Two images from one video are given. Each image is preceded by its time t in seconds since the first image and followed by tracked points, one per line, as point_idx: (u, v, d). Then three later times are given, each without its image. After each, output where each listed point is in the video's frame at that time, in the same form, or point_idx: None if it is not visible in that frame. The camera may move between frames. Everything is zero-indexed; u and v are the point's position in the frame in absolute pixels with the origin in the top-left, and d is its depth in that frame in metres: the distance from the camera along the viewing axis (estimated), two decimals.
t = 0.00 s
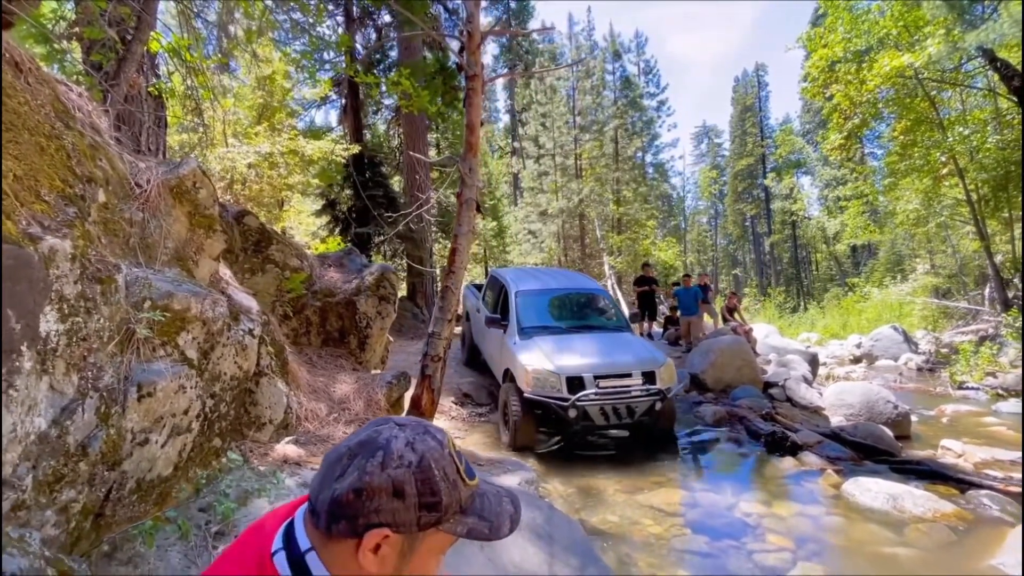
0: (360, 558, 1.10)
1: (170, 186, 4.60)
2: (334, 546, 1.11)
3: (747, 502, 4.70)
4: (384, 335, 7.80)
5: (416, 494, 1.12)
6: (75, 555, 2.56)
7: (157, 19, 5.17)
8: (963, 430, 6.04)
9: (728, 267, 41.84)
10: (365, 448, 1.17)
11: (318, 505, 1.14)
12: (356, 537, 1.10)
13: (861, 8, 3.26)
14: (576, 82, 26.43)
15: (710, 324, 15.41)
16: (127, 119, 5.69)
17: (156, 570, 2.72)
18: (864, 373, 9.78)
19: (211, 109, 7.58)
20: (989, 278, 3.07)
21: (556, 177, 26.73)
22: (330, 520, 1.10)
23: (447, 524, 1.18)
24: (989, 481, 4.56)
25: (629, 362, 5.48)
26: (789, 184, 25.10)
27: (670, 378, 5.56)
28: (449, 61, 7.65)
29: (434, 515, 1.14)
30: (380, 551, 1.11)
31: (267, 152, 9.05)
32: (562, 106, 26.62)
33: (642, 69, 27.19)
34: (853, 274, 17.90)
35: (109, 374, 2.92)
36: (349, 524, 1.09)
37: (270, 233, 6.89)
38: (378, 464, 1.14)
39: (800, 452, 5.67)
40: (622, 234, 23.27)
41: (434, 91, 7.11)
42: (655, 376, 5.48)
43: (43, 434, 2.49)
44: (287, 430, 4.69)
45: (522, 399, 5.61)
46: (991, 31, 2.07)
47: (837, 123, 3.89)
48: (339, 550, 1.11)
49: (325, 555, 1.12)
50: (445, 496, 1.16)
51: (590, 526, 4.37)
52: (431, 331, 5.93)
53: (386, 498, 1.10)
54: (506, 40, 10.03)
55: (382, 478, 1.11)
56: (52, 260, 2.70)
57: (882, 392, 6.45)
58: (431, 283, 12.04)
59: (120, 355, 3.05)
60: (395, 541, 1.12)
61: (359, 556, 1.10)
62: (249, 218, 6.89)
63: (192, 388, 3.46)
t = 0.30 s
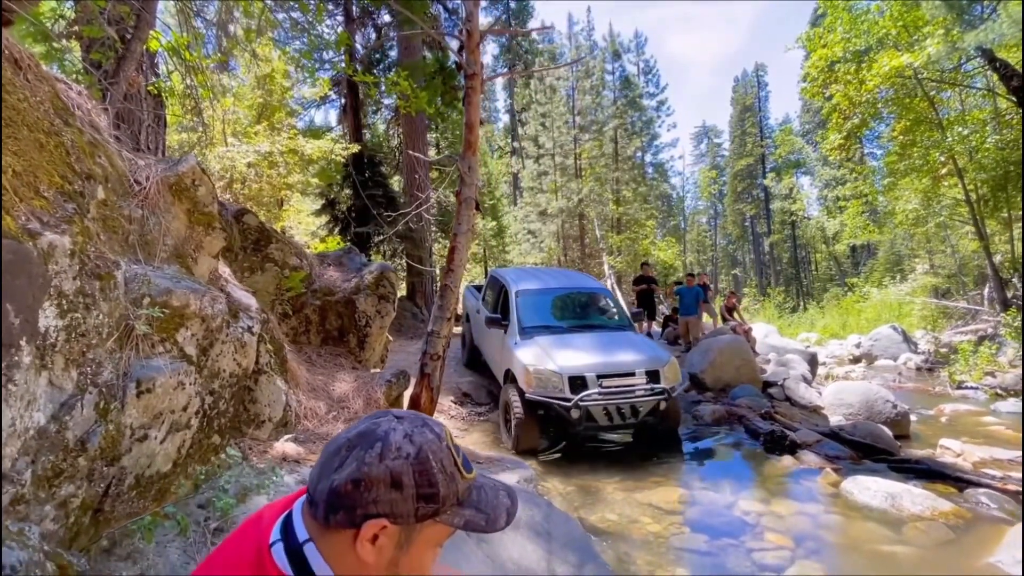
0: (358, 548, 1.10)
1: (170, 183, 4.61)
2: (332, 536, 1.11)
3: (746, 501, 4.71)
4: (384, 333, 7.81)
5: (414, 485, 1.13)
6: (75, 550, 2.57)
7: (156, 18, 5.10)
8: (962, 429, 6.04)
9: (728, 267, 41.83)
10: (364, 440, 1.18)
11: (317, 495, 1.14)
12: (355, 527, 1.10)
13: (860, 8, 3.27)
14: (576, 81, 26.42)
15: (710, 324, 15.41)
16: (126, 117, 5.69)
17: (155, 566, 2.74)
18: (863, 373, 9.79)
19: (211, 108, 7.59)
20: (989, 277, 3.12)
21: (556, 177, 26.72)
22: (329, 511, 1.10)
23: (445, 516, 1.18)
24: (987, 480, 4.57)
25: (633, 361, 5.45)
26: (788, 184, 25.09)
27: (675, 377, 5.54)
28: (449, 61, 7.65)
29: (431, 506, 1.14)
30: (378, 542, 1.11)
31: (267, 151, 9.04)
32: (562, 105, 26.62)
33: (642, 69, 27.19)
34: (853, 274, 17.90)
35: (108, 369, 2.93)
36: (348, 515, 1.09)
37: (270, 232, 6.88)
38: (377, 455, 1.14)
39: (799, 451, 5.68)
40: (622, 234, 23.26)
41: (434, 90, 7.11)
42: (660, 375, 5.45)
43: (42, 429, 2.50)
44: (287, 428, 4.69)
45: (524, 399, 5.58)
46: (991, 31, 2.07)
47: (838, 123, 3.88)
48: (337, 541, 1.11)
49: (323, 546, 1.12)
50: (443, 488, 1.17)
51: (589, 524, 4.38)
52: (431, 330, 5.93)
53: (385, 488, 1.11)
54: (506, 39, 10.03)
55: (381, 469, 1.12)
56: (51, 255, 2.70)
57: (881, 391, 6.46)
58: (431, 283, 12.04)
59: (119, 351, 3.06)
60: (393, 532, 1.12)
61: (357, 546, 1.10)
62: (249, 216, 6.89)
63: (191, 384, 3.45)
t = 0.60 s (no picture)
0: (363, 516, 1.10)
1: (171, 174, 4.68)
2: (337, 505, 1.10)
3: (745, 496, 4.72)
4: (383, 330, 7.82)
5: (418, 455, 1.14)
6: (78, 534, 2.58)
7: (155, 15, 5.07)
8: (960, 427, 6.06)
9: (728, 267, 41.82)
10: (368, 411, 1.18)
11: (321, 465, 1.13)
12: (359, 496, 1.10)
13: (858, 8, 3.44)
14: (576, 81, 26.45)
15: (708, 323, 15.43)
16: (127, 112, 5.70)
17: (157, 553, 2.74)
18: (861, 372, 9.81)
19: (211, 104, 7.60)
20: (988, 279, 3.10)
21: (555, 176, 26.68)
22: (333, 478, 1.09)
23: (448, 487, 1.19)
24: (986, 476, 4.59)
25: (639, 360, 5.43)
26: (788, 184, 25.10)
27: (681, 377, 5.51)
28: (449, 59, 7.67)
29: (435, 477, 1.15)
30: (382, 511, 1.11)
31: (267, 148, 9.02)
32: (561, 105, 26.64)
33: (642, 69, 27.22)
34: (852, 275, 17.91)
35: (111, 356, 2.95)
36: (353, 483, 1.09)
37: (270, 227, 6.88)
38: (381, 425, 1.15)
39: (798, 447, 5.69)
40: (621, 234, 23.24)
41: (434, 88, 7.14)
42: (666, 374, 5.43)
43: (46, 413, 2.52)
44: (287, 421, 4.70)
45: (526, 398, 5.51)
46: (989, 30, 2.06)
47: (837, 122, 3.91)
48: (341, 510, 1.10)
49: (327, 514, 1.10)
50: (446, 458, 1.18)
51: (589, 518, 4.38)
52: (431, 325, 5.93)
53: (390, 457, 1.11)
54: (505, 39, 10.06)
55: (386, 438, 1.13)
56: (56, 241, 2.72)
57: (880, 389, 6.48)
58: (430, 282, 12.05)
59: (121, 339, 3.08)
60: (397, 501, 1.13)
61: (361, 514, 1.10)
62: (249, 212, 6.89)
63: (193, 373, 3.46)
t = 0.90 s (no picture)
0: (367, 487, 1.15)
1: (172, 167, 4.80)
2: (343, 476, 1.16)
3: (743, 491, 4.74)
4: (383, 326, 7.84)
5: (423, 430, 1.19)
6: (83, 517, 2.65)
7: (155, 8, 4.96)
8: (958, 425, 6.07)
9: (727, 267, 41.81)
10: (376, 386, 1.23)
11: (329, 436, 1.19)
12: (364, 468, 1.15)
13: (856, 9, 3.58)
14: (575, 81, 26.53)
15: (708, 323, 15.43)
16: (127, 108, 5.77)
17: (160, 539, 2.77)
18: (860, 370, 9.83)
19: (211, 101, 7.65)
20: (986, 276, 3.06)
21: (554, 176, 26.57)
22: (341, 449, 1.15)
23: (451, 463, 1.23)
24: (982, 471, 4.61)
25: (646, 362, 5.37)
26: (787, 184, 25.06)
27: (690, 379, 5.44)
28: (447, 59, 7.71)
29: (438, 452, 1.20)
30: (386, 483, 1.17)
31: (266, 146, 9.07)
32: (560, 104, 26.66)
33: (640, 69, 27.25)
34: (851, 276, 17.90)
35: (114, 344, 3.07)
36: (358, 455, 1.15)
37: (270, 223, 6.90)
38: (388, 400, 1.19)
39: (794, 443, 5.74)
40: (620, 233, 23.27)
41: (433, 87, 7.18)
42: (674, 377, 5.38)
43: (52, 397, 2.62)
44: (288, 415, 4.69)
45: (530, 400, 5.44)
46: (987, 31, 1.97)
47: (834, 122, 4.10)
48: (347, 480, 1.17)
49: (333, 485, 1.17)
50: (449, 435, 1.22)
51: (588, 513, 4.41)
52: (430, 321, 5.95)
53: (395, 432, 1.16)
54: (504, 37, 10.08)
55: (392, 413, 1.18)
56: (61, 229, 2.81)
57: (878, 387, 6.50)
58: (429, 281, 12.06)
59: (124, 327, 3.18)
60: (401, 474, 1.18)
61: (366, 485, 1.16)
62: (249, 208, 6.90)
63: (195, 362, 3.54)
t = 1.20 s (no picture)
0: (371, 466, 1.22)
1: (172, 160, 4.83)
2: (347, 453, 1.23)
3: (740, 486, 4.77)
4: (381, 323, 7.85)
5: (433, 420, 1.24)
6: (84, 506, 2.69)
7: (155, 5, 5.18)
8: (953, 422, 6.10)
9: (724, 267, 41.88)
10: (392, 369, 1.28)
11: (341, 411, 1.25)
12: (371, 449, 1.21)
13: (852, 10, 3.75)
14: (573, 80, 26.58)
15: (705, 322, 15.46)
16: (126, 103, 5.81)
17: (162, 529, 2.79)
18: (856, 369, 9.86)
19: (209, 98, 7.66)
20: (981, 275, 3.09)
21: (552, 175, 26.53)
22: (352, 427, 1.22)
23: (454, 457, 1.30)
24: (977, 467, 4.65)
25: (655, 363, 5.23)
26: (784, 184, 25.09)
27: (700, 381, 5.31)
28: (445, 58, 7.75)
29: (443, 444, 1.26)
30: (389, 467, 1.23)
31: (263, 144, 9.08)
32: (558, 104, 26.70)
33: (638, 68, 27.30)
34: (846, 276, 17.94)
35: (115, 334, 3.08)
36: (366, 435, 1.21)
37: (268, 219, 6.90)
38: (404, 385, 1.25)
39: (791, 440, 5.80)
40: (618, 232, 23.31)
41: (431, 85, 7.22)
42: (685, 378, 5.23)
43: (53, 385, 2.63)
44: (287, 410, 4.69)
45: (537, 401, 5.28)
46: (983, 31, 1.95)
47: (831, 122, 4.42)
48: (351, 457, 1.23)
49: (335, 462, 1.24)
50: (457, 430, 1.28)
51: (586, 508, 4.45)
52: (428, 318, 5.96)
53: (406, 417, 1.22)
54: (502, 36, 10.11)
55: (406, 399, 1.23)
56: (62, 218, 2.82)
57: (874, 385, 6.53)
58: (426, 280, 12.07)
59: (125, 317, 3.20)
60: (405, 460, 1.24)
61: (371, 466, 1.22)
62: (247, 204, 6.90)
63: (195, 354, 3.59)
